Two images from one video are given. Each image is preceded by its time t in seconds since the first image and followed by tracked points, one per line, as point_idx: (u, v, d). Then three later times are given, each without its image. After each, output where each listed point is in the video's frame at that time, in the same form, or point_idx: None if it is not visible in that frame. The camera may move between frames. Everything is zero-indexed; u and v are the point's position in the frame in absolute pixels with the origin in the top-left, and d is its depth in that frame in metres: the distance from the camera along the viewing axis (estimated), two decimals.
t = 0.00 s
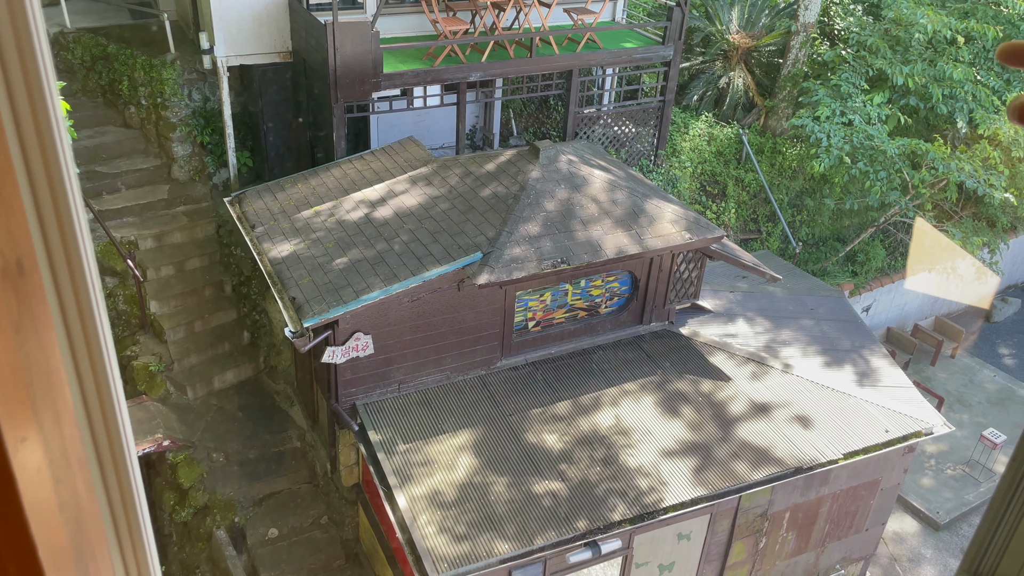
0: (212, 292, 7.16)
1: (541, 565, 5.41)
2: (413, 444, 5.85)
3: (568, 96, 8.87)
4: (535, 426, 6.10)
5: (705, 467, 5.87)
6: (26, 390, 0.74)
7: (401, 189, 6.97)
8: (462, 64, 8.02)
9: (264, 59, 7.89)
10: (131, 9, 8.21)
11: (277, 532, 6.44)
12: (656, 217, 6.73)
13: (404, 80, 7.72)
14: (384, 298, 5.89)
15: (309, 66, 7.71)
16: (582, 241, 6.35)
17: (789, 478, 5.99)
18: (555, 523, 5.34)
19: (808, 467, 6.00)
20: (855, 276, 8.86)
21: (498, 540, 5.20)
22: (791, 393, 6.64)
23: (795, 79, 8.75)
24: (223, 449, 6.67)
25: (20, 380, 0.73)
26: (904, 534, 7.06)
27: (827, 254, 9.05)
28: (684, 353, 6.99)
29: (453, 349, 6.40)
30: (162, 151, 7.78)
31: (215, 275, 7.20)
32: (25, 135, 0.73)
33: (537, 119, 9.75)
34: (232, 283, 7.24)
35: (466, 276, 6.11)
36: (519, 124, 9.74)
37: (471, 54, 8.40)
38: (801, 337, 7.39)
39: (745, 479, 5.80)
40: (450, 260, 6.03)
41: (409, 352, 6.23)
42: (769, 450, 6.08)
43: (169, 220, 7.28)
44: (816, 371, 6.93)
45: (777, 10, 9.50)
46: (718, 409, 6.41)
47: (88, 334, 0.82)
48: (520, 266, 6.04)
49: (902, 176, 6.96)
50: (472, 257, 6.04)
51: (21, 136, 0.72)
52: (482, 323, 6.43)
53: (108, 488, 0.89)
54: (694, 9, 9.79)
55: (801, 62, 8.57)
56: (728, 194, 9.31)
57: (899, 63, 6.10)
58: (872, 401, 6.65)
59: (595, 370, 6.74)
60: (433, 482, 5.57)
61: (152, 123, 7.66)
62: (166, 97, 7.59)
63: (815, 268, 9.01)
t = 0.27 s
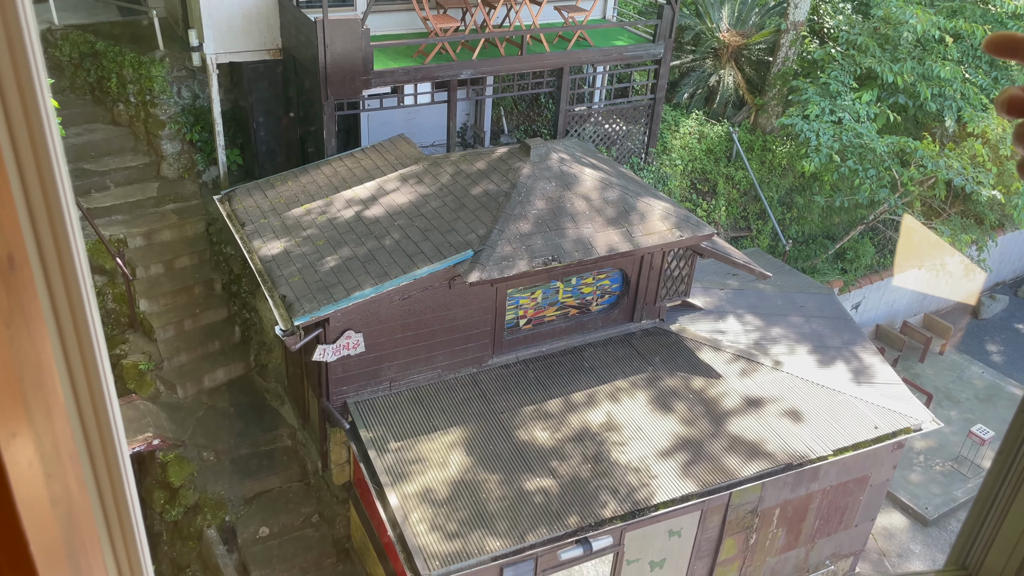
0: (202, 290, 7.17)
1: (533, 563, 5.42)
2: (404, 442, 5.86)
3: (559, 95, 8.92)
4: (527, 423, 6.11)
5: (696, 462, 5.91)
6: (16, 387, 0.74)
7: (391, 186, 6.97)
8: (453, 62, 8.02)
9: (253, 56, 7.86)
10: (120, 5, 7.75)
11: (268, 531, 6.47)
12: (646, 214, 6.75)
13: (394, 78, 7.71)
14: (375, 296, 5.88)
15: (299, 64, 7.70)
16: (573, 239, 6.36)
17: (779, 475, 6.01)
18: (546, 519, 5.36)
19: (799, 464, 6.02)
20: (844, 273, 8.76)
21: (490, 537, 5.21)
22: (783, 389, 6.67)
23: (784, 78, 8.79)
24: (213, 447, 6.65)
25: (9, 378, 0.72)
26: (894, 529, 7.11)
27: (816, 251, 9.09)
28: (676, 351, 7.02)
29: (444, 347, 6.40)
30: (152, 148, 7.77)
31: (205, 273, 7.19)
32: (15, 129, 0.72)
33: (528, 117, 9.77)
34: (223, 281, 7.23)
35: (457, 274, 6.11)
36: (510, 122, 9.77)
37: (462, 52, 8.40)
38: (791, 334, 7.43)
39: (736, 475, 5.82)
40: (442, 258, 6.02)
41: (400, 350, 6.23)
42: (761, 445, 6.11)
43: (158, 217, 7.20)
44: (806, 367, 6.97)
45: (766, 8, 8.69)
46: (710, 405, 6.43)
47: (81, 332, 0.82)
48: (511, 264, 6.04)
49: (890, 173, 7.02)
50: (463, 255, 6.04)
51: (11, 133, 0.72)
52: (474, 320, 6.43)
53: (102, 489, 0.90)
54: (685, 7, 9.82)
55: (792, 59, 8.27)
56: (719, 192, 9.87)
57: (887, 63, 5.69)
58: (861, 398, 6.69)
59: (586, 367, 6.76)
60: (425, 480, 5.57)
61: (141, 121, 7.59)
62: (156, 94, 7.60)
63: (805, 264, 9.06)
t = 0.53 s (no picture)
0: (190, 288, 7.04)
1: (524, 559, 5.44)
2: (395, 439, 5.86)
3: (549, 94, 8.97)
4: (518, 419, 6.12)
5: (688, 457, 5.94)
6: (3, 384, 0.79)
7: (381, 184, 6.96)
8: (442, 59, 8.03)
9: (241, 54, 7.96)
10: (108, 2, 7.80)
11: (258, 529, 6.63)
12: (635, 211, 6.77)
13: (384, 75, 7.71)
14: (365, 293, 5.88)
15: (289, 62, 7.70)
16: (563, 236, 6.37)
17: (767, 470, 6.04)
18: (536, 515, 5.38)
19: (788, 459, 6.05)
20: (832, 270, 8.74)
21: (480, 533, 5.22)
22: (772, 385, 6.71)
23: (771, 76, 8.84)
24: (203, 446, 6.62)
25: None
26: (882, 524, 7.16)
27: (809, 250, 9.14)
28: (666, 347, 7.05)
29: (435, 344, 6.41)
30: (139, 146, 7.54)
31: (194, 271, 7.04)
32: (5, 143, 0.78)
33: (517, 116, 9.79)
34: (211, 280, 7.16)
35: (447, 271, 6.11)
36: (500, 120, 9.77)
37: (451, 49, 8.41)
38: (780, 330, 7.48)
39: (726, 470, 5.86)
40: (432, 255, 6.02)
41: (391, 347, 6.23)
42: (751, 439, 6.15)
43: (146, 216, 6.92)
44: (794, 363, 7.01)
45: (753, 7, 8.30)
46: (700, 400, 6.47)
47: (70, 335, 0.88)
48: (501, 260, 6.06)
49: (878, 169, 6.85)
50: (453, 252, 6.04)
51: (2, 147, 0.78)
52: (464, 317, 6.44)
53: (92, 486, 0.95)
54: (674, 6, 10.01)
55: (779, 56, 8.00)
56: (707, 189, 10.16)
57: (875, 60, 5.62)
58: (848, 393, 6.75)
59: (576, 364, 6.78)
60: (415, 477, 5.57)
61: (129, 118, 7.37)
62: (143, 92, 7.53)
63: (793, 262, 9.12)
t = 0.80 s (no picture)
0: (177, 288, 6.87)
1: (513, 557, 5.45)
2: (385, 437, 5.86)
3: (537, 92, 8.99)
4: (507, 417, 6.13)
5: (679, 454, 5.97)
6: None
7: (369, 182, 6.95)
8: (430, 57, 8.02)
9: (228, 50, 8.07)
10: None
11: (247, 528, 6.58)
12: (624, 209, 6.79)
13: (371, 73, 7.71)
14: (354, 292, 5.86)
15: (277, 60, 7.68)
16: (552, 234, 6.38)
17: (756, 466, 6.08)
18: (526, 513, 5.39)
19: (776, 455, 6.09)
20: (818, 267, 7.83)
21: (468, 530, 5.23)
22: (761, 382, 6.75)
23: (760, 74, 8.85)
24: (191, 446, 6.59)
25: None
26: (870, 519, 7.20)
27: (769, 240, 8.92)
28: (655, 345, 7.08)
29: (424, 343, 6.41)
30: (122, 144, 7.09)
31: (181, 270, 6.92)
32: None
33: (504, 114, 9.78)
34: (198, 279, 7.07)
35: (436, 270, 6.09)
36: (488, 118, 9.76)
37: (439, 47, 8.42)
38: (768, 327, 7.52)
39: (716, 467, 5.89)
40: (422, 253, 6.01)
41: (380, 346, 6.22)
42: (741, 436, 6.20)
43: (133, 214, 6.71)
44: (782, 361, 7.06)
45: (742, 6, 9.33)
46: (690, 397, 6.50)
47: (54, 335, 0.92)
48: (489, 258, 6.06)
49: (865, 167, 6.43)
50: (442, 251, 6.04)
51: None
52: (453, 315, 6.43)
53: (76, 486, 0.99)
54: (661, 4, 10.08)
55: (768, 55, 8.58)
56: (696, 186, 9.73)
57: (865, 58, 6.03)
58: (834, 390, 6.81)
59: (565, 362, 6.79)
60: (405, 475, 5.57)
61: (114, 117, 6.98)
62: (129, 90, 7.23)
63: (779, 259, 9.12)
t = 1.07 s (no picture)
0: (164, 288, 6.88)
1: (503, 556, 5.46)
2: (375, 438, 5.85)
3: (524, 91, 9.02)
4: (496, 417, 6.14)
5: (669, 453, 6.00)
6: None
7: (357, 182, 6.94)
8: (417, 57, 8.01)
9: (215, 51, 7.90)
10: None
11: (235, 530, 6.60)
12: (613, 208, 6.81)
13: (359, 72, 7.70)
14: (342, 292, 5.86)
15: (263, 59, 7.66)
16: (541, 234, 6.39)
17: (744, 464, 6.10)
18: (516, 513, 5.40)
19: (764, 453, 6.12)
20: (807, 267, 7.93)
21: (457, 529, 5.23)
22: (749, 380, 6.78)
23: (746, 73, 8.85)
24: (179, 448, 6.55)
25: None
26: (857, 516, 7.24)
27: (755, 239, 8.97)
28: (643, 343, 7.10)
29: (412, 343, 6.41)
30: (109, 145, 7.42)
31: (168, 271, 6.93)
32: None
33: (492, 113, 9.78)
34: (185, 280, 7.04)
35: (425, 270, 6.09)
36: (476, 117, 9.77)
37: (427, 47, 8.42)
38: (755, 325, 7.57)
39: (705, 465, 5.92)
40: (410, 254, 6.01)
41: (368, 346, 6.22)
42: (733, 436, 6.20)
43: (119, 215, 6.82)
44: (770, 359, 7.10)
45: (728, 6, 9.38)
46: (678, 396, 6.53)
47: (37, 331, 0.90)
48: (477, 258, 6.07)
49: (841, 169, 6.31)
50: (430, 251, 6.04)
51: None
52: (442, 315, 6.44)
53: (61, 485, 0.98)
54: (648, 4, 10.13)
55: (755, 54, 8.53)
56: (683, 185, 9.86)
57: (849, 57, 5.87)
58: (821, 387, 6.85)
59: (554, 361, 6.81)
60: (393, 474, 5.57)
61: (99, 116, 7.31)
62: (114, 90, 7.51)
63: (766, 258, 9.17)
